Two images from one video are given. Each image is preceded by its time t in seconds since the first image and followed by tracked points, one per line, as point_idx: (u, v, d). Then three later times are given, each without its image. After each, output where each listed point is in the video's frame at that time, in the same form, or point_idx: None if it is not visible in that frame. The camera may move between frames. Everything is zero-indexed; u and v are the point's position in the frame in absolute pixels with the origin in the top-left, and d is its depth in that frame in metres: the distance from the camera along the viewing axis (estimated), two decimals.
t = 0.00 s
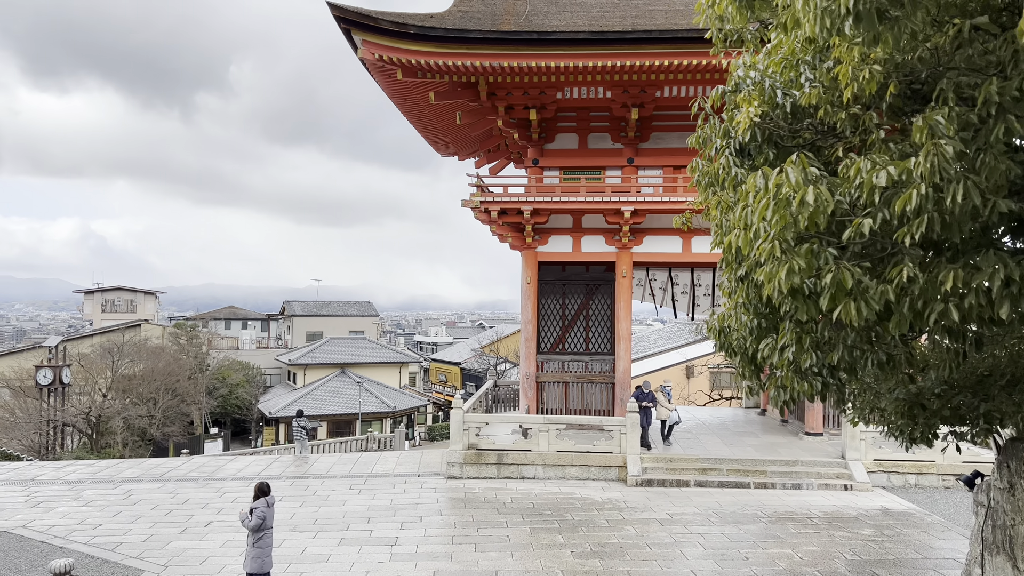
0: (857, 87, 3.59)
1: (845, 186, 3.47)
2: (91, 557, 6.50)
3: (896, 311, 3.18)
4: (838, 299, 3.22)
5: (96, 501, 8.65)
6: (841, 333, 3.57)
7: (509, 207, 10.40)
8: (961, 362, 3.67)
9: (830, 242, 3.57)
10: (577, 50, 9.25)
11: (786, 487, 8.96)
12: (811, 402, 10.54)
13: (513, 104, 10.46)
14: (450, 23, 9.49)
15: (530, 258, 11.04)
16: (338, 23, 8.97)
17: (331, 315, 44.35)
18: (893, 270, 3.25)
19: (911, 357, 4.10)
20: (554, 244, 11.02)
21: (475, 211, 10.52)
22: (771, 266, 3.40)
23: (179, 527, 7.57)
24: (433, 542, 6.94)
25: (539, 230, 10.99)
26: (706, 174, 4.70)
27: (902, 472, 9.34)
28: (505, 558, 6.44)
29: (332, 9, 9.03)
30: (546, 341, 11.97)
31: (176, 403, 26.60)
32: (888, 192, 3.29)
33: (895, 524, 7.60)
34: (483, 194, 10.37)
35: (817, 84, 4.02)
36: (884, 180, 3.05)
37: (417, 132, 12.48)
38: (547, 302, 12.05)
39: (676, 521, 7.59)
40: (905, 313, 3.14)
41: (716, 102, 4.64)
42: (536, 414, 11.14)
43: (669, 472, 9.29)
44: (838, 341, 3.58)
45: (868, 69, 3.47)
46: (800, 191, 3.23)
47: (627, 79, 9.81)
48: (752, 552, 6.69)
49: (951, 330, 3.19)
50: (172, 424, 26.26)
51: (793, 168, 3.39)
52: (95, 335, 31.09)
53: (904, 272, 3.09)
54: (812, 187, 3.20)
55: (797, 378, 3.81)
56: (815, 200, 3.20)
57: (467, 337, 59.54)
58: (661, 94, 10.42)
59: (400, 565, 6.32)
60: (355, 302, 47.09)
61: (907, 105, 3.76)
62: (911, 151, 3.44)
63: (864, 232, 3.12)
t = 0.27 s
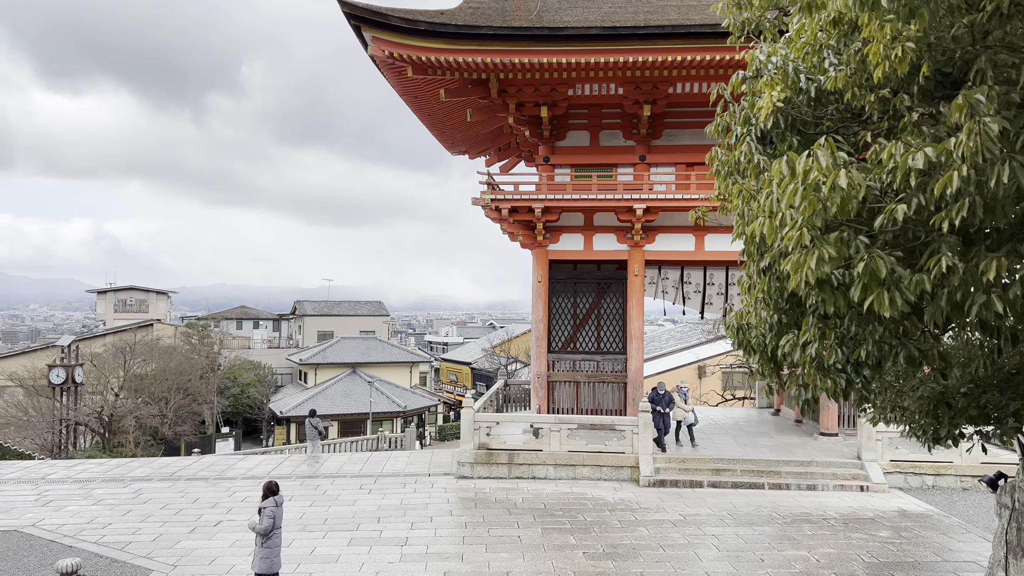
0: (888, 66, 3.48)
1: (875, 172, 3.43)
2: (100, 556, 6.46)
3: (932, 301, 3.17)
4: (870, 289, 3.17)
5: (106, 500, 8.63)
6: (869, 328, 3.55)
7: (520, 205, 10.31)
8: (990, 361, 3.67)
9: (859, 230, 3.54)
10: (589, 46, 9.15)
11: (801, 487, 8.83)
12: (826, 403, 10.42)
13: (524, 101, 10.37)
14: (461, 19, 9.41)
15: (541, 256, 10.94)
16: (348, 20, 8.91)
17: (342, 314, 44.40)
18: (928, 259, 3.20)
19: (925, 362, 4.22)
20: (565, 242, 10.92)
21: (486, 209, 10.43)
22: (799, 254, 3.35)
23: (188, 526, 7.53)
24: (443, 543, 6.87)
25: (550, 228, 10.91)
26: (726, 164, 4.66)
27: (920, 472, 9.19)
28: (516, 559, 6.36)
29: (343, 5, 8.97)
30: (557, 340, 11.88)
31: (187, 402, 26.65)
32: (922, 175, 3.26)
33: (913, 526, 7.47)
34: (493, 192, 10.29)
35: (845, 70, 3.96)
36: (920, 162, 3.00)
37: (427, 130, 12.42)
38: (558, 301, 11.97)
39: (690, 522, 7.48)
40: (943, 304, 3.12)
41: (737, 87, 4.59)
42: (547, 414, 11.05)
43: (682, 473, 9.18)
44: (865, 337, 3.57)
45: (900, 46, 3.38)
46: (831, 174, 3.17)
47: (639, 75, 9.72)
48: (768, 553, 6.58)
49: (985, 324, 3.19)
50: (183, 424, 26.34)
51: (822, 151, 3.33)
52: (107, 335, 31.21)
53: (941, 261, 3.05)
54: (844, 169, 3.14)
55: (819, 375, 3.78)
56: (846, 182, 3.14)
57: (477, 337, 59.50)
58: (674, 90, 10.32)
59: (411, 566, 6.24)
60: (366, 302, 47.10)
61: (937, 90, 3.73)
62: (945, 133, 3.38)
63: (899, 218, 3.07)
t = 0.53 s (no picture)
0: (937, 29, 3.35)
1: (923, 141, 3.41)
2: (118, 551, 6.45)
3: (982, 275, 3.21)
4: (920, 263, 3.15)
5: (125, 496, 8.64)
6: (906, 313, 3.66)
7: (538, 201, 10.24)
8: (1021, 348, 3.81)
9: (905, 201, 3.55)
10: (609, 39, 9.06)
11: (824, 486, 8.69)
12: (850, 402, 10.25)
13: (542, 96, 10.30)
14: (480, 13, 9.36)
15: (559, 253, 10.85)
16: (366, 15, 8.88)
17: (360, 314, 44.52)
18: (982, 230, 3.20)
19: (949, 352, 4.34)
20: (584, 238, 10.83)
21: (504, 205, 10.36)
22: (842, 228, 3.31)
23: (207, 522, 7.52)
24: (462, 539, 6.81)
25: (569, 225, 10.82)
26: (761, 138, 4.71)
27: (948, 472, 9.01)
28: (535, 556, 6.28)
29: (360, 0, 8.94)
30: (576, 337, 11.78)
31: (207, 400, 26.81)
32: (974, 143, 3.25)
33: (941, 525, 7.31)
34: (512, 188, 10.22)
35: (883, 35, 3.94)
36: (975, 125, 2.97)
37: (445, 127, 12.38)
38: (577, 297, 11.90)
39: (712, 520, 7.37)
40: (994, 278, 3.13)
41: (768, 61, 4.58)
42: (566, 411, 10.96)
43: (703, 471, 9.06)
44: (902, 321, 3.66)
45: (950, 8, 3.23)
46: (880, 142, 3.17)
47: (659, 68, 9.61)
48: (792, 552, 6.46)
49: None
50: (203, 422, 26.50)
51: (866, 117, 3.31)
52: (128, 334, 31.47)
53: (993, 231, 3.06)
54: (892, 135, 3.14)
55: (854, 363, 3.81)
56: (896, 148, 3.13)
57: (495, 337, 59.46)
58: (695, 84, 10.21)
59: (430, 562, 6.18)
60: (383, 302, 47.17)
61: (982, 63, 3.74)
62: (994, 98, 3.34)
63: (954, 182, 3.05)
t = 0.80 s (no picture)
0: None
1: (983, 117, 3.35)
2: (147, 548, 6.47)
3: None
4: (984, 244, 3.10)
5: (155, 493, 8.70)
6: (958, 306, 3.73)
7: (565, 198, 10.15)
8: None
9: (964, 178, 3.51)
10: (637, 34, 8.96)
11: (859, 489, 8.51)
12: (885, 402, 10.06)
13: (569, 93, 10.21)
14: (507, 10, 9.30)
15: (587, 251, 10.75)
16: (393, 12, 8.86)
17: (387, 314, 44.69)
18: None
19: (993, 349, 4.32)
20: (612, 236, 10.71)
21: (531, 203, 10.29)
22: (899, 210, 3.25)
23: (235, 519, 7.53)
24: (490, 539, 6.74)
25: (597, 222, 10.71)
26: (804, 120, 4.76)
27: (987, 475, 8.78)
28: (564, 557, 6.19)
29: None
30: (603, 337, 11.68)
31: (236, 399, 27.04)
32: None
33: (982, 529, 7.11)
34: (539, 185, 10.13)
35: (938, 10, 3.89)
36: None
37: (472, 125, 12.34)
38: (605, 296, 11.79)
39: (744, 522, 7.23)
40: None
41: (813, 40, 4.63)
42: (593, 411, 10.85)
43: (734, 472, 8.91)
44: (954, 314, 3.73)
45: None
46: (943, 115, 3.11)
47: (688, 64, 9.49)
48: (827, 555, 6.31)
49: None
50: (232, 421, 26.73)
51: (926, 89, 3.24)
52: (160, 333, 31.87)
53: None
54: (954, 108, 3.11)
55: (901, 357, 3.87)
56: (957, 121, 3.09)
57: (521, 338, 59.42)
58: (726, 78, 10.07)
59: (457, 562, 6.12)
60: (410, 302, 47.32)
61: None
62: None
63: (1021, 157, 3.01)
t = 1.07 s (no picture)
0: None
1: None
2: (186, 544, 6.53)
3: None
4: None
5: (195, 490, 8.80)
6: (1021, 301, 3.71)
7: (601, 197, 10.04)
8: None
9: None
10: (674, 29, 8.83)
11: (906, 493, 8.33)
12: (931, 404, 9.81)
13: (606, 90, 10.11)
14: (543, 7, 9.24)
15: (624, 250, 10.64)
16: (429, 11, 8.86)
17: (424, 314, 44.90)
18: None
19: None
20: (650, 234, 10.58)
21: (567, 201, 10.20)
22: (959, 196, 3.19)
23: (273, 517, 7.57)
24: (526, 540, 6.67)
25: (633, 221, 10.59)
26: (855, 106, 4.68)
27: None
28: (601, 559, 6.10)
29: None
30: (641, 337, 11.55)
31: (276, 398, 27.35)
32: None
33: None
34: (575, 184, 10.05)
35: None
36: None
37: (508, 124, 12.30)
38: (642, 296, 11.66)
39: (786, 526, 7.07)
40: None
41: (861, 24, 4.51)
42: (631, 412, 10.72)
43: (776, 475, 8.74)
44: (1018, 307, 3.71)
45: None
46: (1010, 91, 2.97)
47: (726, 59, 9.33)
48: (873, 561, 6.13)
49: None
50: (272, 419, 27.04)
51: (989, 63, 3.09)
52: (202, 333, 32.39)
53: None
54: (1022, 85, 2.97)
55: (957, 353, 3.84)
56: None
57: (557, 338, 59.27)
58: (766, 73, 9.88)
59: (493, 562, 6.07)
60: (446, 302, 47.47)
61: None
62: None
63: None
